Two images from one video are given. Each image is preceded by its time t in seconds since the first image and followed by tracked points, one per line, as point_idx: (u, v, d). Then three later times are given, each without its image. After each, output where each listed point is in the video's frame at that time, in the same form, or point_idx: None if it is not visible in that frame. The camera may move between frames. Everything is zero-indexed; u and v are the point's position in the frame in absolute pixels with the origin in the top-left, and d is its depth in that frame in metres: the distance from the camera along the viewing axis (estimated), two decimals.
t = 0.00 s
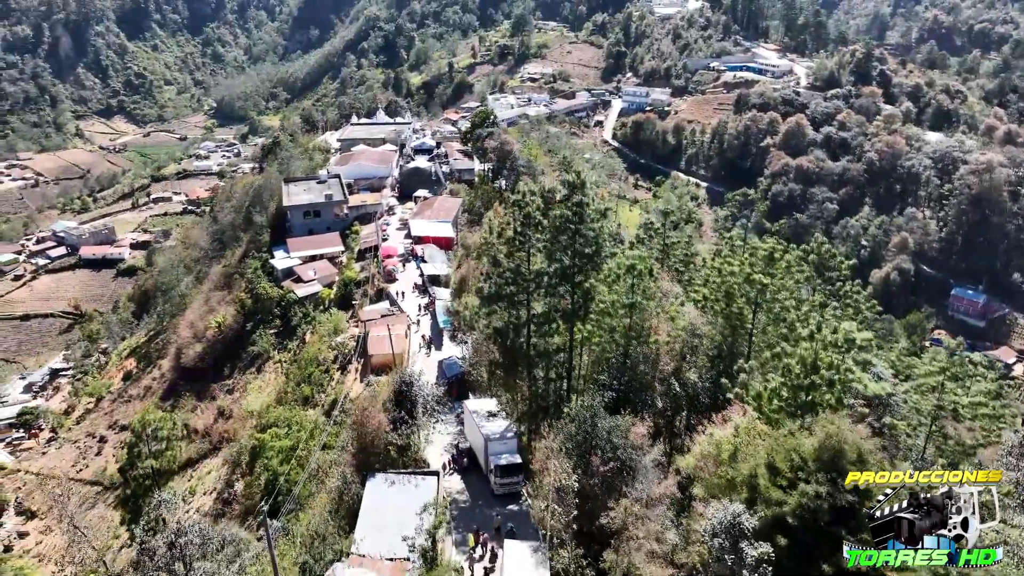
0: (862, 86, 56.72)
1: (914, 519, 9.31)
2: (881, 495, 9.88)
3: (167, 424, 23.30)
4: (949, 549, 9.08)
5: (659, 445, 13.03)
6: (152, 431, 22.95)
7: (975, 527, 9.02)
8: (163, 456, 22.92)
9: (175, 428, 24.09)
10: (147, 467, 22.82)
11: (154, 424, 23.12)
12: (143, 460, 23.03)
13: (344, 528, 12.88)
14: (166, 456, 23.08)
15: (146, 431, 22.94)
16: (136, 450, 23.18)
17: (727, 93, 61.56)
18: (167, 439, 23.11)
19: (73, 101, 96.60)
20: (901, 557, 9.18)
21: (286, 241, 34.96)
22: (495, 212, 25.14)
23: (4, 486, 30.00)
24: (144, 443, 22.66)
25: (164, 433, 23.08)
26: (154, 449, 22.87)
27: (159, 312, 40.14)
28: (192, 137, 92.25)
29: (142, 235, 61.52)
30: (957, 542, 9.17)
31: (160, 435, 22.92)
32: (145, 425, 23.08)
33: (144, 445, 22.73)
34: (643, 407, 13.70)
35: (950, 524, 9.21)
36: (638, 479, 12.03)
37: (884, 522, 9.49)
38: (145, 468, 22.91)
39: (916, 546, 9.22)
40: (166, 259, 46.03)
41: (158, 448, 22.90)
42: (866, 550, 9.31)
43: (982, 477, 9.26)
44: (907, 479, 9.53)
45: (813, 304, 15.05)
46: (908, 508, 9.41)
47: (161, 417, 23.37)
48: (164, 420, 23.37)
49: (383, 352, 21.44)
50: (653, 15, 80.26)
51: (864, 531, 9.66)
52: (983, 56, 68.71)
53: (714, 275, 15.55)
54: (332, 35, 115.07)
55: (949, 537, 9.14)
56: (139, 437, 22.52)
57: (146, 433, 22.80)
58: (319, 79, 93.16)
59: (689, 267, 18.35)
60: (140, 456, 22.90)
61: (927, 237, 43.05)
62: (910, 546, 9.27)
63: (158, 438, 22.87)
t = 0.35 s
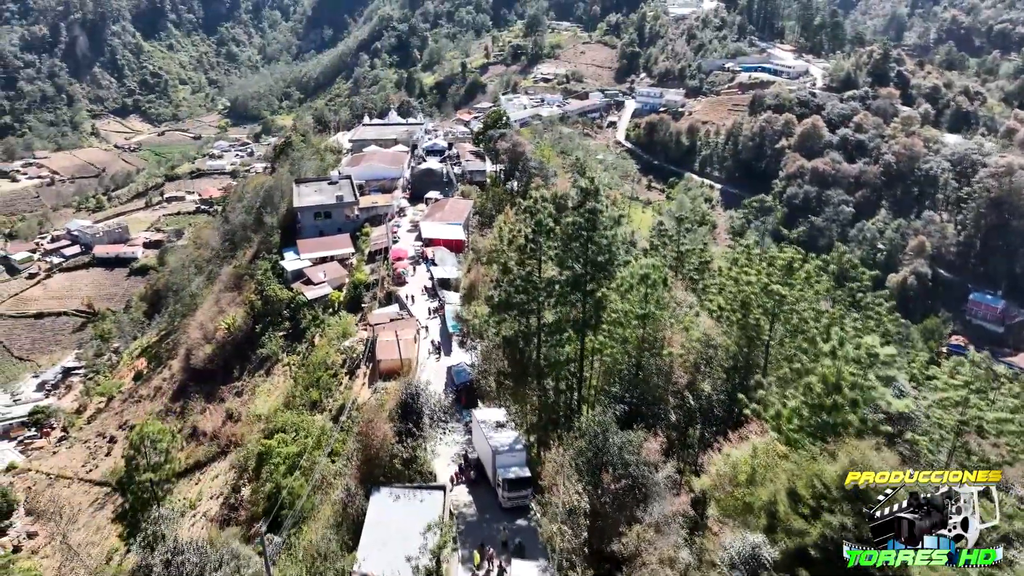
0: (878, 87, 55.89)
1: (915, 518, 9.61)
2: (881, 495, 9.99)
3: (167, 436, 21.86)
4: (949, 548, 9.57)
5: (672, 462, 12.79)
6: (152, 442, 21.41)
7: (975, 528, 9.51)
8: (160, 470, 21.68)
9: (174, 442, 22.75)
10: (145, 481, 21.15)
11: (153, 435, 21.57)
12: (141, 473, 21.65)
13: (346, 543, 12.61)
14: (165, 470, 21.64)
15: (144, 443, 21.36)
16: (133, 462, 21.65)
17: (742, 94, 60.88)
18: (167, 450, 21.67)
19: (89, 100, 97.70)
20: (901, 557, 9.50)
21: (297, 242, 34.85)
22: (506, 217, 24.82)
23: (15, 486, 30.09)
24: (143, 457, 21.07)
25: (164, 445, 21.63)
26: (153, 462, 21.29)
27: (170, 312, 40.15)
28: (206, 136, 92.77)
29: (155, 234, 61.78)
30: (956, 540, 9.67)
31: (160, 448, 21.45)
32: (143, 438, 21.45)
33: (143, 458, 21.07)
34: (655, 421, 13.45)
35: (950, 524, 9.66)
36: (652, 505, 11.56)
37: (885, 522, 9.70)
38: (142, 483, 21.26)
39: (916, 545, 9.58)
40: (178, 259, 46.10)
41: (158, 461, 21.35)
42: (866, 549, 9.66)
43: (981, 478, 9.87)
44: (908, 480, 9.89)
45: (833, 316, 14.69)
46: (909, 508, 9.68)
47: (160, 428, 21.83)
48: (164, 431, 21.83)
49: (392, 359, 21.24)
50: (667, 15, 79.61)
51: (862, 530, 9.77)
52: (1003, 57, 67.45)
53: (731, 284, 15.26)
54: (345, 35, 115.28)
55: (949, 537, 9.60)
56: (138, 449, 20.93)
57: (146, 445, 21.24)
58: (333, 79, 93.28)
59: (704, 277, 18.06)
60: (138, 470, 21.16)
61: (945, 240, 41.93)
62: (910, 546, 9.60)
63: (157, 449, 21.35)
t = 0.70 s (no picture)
0: (895, 89, 54.96)
1: (915, 518, 9.57)
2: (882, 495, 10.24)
3: (166, 449, 19.56)
4: (949, 548, 9.33)
5: (686, 482, 12.38)
6: (148, 456, 19.10)
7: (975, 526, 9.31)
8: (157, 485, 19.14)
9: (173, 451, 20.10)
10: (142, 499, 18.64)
11: (151, 448, 19.27)
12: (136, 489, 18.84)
13: (350, 561, 12.35)
14: (163, 486, 19.23)
15: (140, 457, 19.02)
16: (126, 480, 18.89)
17: (756, 95, 60.11)
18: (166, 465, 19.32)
19: (105, 99, 98.60)
20: (901, 557, 9.28)
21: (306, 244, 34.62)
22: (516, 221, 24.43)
23: (24, 486, 30.09)
24: (137, 470, 18.78)
25: (163, 458, 19.26)
26: (148, 477, 18.93)
27: (180, 312, 40.08)
28: (219, 136, 93.15)
29: (167, 233, 61.94)
30: (957, 541, 9.41)
31: (157, 461, 19.03)
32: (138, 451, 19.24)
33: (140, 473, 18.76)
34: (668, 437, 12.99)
35: (950, 524, 9.48)
36: (666, 535, 11.31)
37: (885, 522, 9.73)
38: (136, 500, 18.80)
39: (916, 546, 9.44)
40: (188, 259, 46.09)
41: (152, 475, 18.97)
42: (866, 550, 9.47)
43: (981, 478, 9.81)
44: (907, 480, 10.03)
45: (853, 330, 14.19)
46: (909, 508, 9.71)
47: (157, 440, 19.55)
48: (162, 443, 19.57)
49: (400, 366, 20.88)
50: (681, 16, 78.91)
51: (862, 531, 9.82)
52: None
53: (748, 295, 14.78)
54: (358, 35, 115.45)
55: (950, 537, 9.40)
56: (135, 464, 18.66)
57: (141, 459, 18.88)
58: (345, 79, 93.37)
59: (719, 287, 17.59)
60: (132, 485, 18.88)
61: (964, 245, 40.85)
62: (910, 547, 9.49)
63: (156, 464, 19.04)
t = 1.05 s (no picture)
0: (911, 90, 54.08)
1: (915, 519, 9.94)
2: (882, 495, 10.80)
3: (163, 463, 18.42)
4: (949, 548, 9.68)
5: (699, 501, 12.00)
6: (143, 470, 18.05)
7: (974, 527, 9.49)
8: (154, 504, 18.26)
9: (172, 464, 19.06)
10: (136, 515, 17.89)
11: (147, 461, 18.23)
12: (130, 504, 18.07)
13: None
14: (159, 503, 18.27)
15: (135, 471, 18.04)
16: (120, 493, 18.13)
17: (769, 96, 59.40)
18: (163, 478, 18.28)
19: (118, 98, 99.29)
20: (901, 556, 9.87)
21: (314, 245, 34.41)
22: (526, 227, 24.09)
23: (32, 486, 30.07)
24: (133, 485, 17.79)
25: (159, 473, 18.20)
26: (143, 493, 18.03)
27: (189, 312, 40.03)
28: (230, 135, 93.43)
29: (178, 232, 62.07)
30: (957, 541, 9.68)
31: (153, 476, 17.95)
32: (135, 465, 18.18)
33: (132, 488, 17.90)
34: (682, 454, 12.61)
35: (949, 524, 9.70)
36: (679, 563, 10.95)
37: (885, 522, 10.25)
38: (132, 515, 18.01)
39: (916, 545, 9.87)
40: (198, 259, 46.10)
41: (149, 490, 18.06)
42: (866, 550, 10.12)
43: (980, 478, 9.90)
44: (907, 480, 10.29)
45: (874, 343, 13.78)
46: (908, 508, 10.04)
47: (155, 454, 18.41)
48: (159, 457, 18.43)
49: (406, 372, 20.51)
50: (694, 16, 78.22)
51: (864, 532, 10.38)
52: None
53: (765, 307, 14.37)
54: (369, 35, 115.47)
55: (949, 537, 9.69)
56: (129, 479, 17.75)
57: (136, 474, 17.88)
58: (356, 79, 93.41)
59: (733, 296, 17.19)
60: (127, 501, 18.02)
61: (980, 249, 39.88)
62: (910, 546, 9.93)
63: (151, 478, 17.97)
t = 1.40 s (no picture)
0: (927, 91, 53.20)
1: (915, 518, 11.10)
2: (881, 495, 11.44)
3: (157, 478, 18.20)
4: (948, 547, 10.94)
5: (713, 522, 11.57)
6: (138, 487, 17.90)
7: (973, 527, 10.96)
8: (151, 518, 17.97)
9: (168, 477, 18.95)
10: (131, 531, 17.44)
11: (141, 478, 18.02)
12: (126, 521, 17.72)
13: None
14: (155, 519, 17.89)
15: (129, 488, 17.83)
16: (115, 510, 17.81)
17: (782, 96, 58.68)
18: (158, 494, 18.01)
19: (131, 97, 100.10)
20: (901, 556, 10.65)
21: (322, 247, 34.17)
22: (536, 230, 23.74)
23: (40, 486, 30.10)
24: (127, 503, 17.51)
25: (154, 488, 18.01)
26: (138, 510, 17.68)
27: (198, 313, 39.95)
28: (241, 134, 93.70)
29: (188, 232, 62.23)
30: (956, 540, 11.06)
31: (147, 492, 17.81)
32: (128, 480, 17.85)
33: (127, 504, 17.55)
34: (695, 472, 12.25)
35: (949, 525, 11.10)
36: None
37: (885, 522, 11.01)
38: (127, 532, 17.56)
39: (916, 544, 10.99)
40: (207, 259, 46.08)
41: (144, 507, 17.74)
42: (866, 550, 10.60)
43: (980, 479, 11.46)
44: (907, 481, 11.40)
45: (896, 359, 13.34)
46: (908, 508, 11.17)
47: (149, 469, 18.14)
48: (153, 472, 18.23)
49: (411, 379, 20.18)
50: (706, 16, 77.56)
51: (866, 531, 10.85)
52: None
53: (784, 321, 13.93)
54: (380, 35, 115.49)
55: (949, 537, 11.02)
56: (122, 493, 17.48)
57: (131, 491, 17.73)
58: (367, 78, 93.34)
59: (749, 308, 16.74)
60: (121, 518, 17.65)
61: (997, 252, 38.33)
62: (910, 545, 10.97)
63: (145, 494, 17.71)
